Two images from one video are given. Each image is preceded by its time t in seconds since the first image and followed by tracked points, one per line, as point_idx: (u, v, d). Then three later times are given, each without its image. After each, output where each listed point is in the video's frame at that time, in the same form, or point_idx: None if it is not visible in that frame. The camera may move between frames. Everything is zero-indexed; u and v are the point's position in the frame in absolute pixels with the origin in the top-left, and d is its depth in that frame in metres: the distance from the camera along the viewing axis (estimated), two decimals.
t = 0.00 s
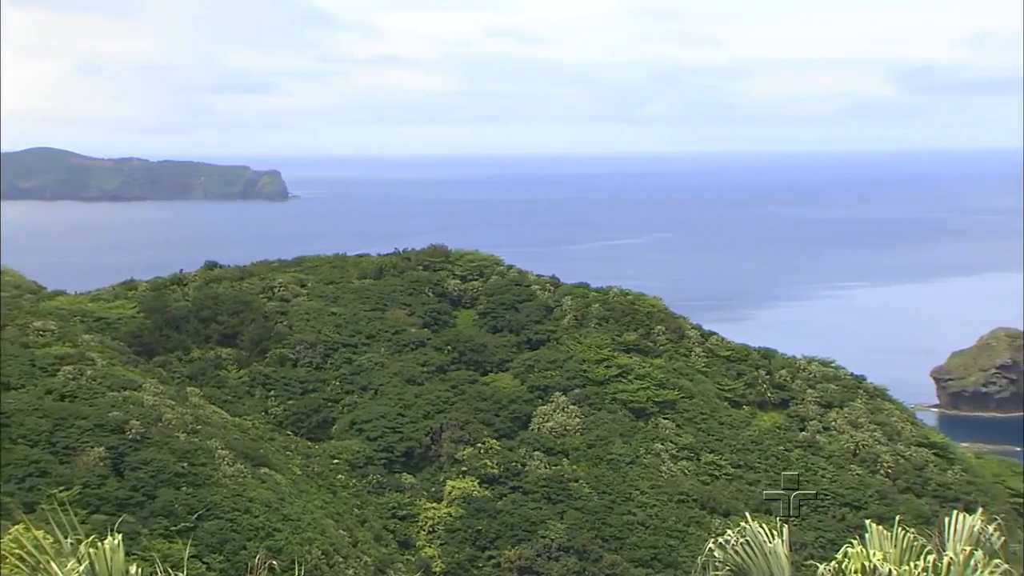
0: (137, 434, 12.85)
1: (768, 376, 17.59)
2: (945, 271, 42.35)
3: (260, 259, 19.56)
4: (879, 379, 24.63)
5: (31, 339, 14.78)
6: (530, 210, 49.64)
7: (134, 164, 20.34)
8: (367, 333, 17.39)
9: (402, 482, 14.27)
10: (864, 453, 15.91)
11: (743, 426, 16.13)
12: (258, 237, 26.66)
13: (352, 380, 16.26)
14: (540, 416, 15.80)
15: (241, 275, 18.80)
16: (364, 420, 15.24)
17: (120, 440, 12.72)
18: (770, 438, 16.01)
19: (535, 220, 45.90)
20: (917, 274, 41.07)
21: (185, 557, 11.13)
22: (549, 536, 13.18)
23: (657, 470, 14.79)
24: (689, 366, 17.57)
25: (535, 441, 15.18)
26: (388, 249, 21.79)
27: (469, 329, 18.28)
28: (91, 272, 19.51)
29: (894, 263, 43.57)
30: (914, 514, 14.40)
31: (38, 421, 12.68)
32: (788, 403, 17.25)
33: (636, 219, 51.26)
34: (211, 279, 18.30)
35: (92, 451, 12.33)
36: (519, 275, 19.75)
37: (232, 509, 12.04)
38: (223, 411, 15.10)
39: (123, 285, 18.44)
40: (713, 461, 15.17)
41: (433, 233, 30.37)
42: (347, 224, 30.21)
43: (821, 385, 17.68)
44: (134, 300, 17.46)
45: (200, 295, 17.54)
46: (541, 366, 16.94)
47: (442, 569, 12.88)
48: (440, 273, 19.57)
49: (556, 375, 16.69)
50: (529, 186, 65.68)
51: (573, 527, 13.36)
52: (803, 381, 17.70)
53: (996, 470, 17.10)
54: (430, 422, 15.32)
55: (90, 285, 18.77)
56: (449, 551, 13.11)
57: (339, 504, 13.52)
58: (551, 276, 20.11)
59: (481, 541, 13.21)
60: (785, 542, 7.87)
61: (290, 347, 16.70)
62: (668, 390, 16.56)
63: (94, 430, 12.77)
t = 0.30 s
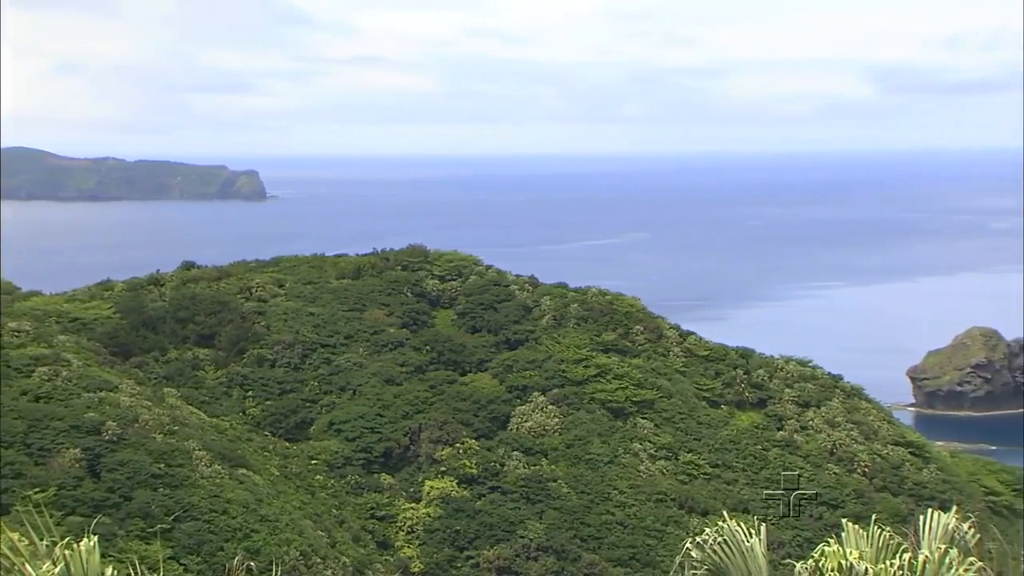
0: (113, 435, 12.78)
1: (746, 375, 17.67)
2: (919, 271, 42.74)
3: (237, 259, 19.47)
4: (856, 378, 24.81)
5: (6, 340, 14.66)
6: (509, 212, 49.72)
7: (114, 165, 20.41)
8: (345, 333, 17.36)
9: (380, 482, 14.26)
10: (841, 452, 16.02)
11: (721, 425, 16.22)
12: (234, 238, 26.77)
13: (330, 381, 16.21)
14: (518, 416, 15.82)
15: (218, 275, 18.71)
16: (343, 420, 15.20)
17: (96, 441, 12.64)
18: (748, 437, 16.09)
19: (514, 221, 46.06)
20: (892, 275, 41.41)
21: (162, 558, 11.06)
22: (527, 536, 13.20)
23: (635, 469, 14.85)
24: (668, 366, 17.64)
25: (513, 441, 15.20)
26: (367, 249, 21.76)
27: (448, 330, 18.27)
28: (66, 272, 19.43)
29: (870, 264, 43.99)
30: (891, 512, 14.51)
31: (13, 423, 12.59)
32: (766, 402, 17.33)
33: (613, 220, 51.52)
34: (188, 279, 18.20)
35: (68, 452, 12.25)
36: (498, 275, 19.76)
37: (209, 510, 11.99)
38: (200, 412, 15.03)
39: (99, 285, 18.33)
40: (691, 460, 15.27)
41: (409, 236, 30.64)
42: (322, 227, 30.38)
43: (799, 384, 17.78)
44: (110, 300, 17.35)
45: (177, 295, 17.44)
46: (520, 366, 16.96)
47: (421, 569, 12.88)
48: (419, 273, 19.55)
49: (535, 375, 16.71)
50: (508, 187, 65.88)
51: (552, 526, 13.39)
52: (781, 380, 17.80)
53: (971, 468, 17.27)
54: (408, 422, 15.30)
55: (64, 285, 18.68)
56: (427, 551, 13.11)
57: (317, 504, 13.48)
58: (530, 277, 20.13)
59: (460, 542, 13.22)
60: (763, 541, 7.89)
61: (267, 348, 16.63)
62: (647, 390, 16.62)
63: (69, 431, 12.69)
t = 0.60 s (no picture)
0: (90, 436, 12.72)
1: (724, 375, 17.78)
2: (895, 271, 43.10)
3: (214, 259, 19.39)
4: (833, 378, 25.00)
5: None
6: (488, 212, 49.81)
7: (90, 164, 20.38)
8: (324, 333, 17.33)
9: (359, 483, 14.25)
10: (819, 452, 16.14)
11: (699, 425, 16.30)
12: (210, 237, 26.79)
13: (309, 381, 16.18)
14: (497, 416, 15.84)
15: (196, 275, 18.63)
16: (321, 421, 15.17)
17: (72, 442, 12.57)
18: (726, 437, 16.18)
19: (493, 221, 46.27)
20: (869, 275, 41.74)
21: (140, 560, 11.01)
22: (507, 536, 13.22)
23: (615, 469, 14.91)
24: (647, 366, 17.72)
25: (492, 441, 15.22)
26: (346, 249, 21.74)
27: (427, 330, 18.27)
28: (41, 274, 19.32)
29: (847, 264, 44.34)
30: (868, 510, 14.62)
31: None
32: (744, 401, 17.43)
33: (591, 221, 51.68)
34: (165, 280, 18.11)
35: (44, 454, 12.17)
36: (477, 275, 19.77)
37: (187, 511, 11.94)
38: (177, 413, 14.96)
39: (75, 285, 18.22)
40: (670, 460, 15.35)
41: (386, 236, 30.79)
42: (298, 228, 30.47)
43: (777, 384, 17.91)
44: (87, 301, 17.24)
45: (154, 296, 17.34)
46: (499, 366, 16.98)
47: (400, 570, 12.89)
48: (398, 274, 19.54)
49: (514, 375, 16.73)
50: (486, 189, 66.01)
51: (531, 526, 13.42)
52: (759, 380, 17.91)
53: (947, 467, 17.43)
54: (387, 423, 15.29)
55: (40, 285, 18.60)
56: (406, 552, 13.12)
57: (295, 505, 13.46)
58: (509, 277, 20.16)
59: (439, 542, 13.23)
60: (741, 540, 7.92)
61: (245, 348, 16.57)
62: (625, 389, 16.69)
63: (45, 433, 12.62)
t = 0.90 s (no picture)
0: (66, 438, 12.65)
1: (703, 375, 17.85)
2: (872, 271, 43.43)
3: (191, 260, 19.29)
4: (810, 377, 25.16)
5: None
6: (467, 213, 49.87)
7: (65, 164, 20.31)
8: (302, 334, 17.28)
9: (338, 484, 14.23)
10: (797, 451, 16.25)
11: (678, 424, 16.37)
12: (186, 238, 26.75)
13: (288, 381, 16.12)
14: (476, 416, 15.84)
15: (174, 275, 18.53)
16: (300, 422, 15.12)
17: (48, 444, 12.49)
18: (705, 437, 16.26)
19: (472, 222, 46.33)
20: (846, 275, 42.03)
21: (117, 562, 10.95)
22: (486, 536, 13.24)
23: (594, 469, 14.95)
24: (626, 366, 17.77)
25: (471, 441, 15.23)
26: (325, 249, 21.68)
27: (406, 330, 18.25)
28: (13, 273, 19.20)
29: (824, 264, 44.66)
30: (846, 509, 14.73)
31: None
32: (722, 401, 17.52)
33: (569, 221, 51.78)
34: (142, 280, 18.00)
35: (20, 455, 12.09)
36: (456, 275, 19.77)
37: (165, 512, 11.88)
38: (155, 413, 14.88)
39: (51, 285, 18.09)
40: (649, 459, 15.41)
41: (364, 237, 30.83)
42: (275, 228, 30.45)
43: (755, 383, 18.00)
44: (63, 301, 17.12)
45: (131, 296, 17.24)
46: (478, 366, 16.98)
47: (379, 570, 12.88)
48: (377, 274, 19.50)
49: (494, 375, 16.74)
50: (465, 191, 66.09)
51: (510, 526, 13.44)
52: (738, 379, 18.00)
53: (923, 465, 17.58)
54: (366, 423, 15.27)
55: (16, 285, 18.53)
56: (385, 552, 13.12)
57: (274, 506, 13.42)
58: (488, 276, 20.16)
59: (418, 542, 13.23)
60: (719, 539, 7.94)
61: (223, 348, 16.50)
62: (605, 389, 16.73)
63: (21, 434, 12.53)
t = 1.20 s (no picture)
0: (41, 439, 12.56)
1: (681, 375, 17.93)
2: (848, 271, 43.77)
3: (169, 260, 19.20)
4: (787, 376, 25.35)
5: None
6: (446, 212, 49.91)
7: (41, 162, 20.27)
8: (280, 334, 17.23)
9: (316, 484, 14.20)
10: (774, 450, 16.35)
11: (656, 424, 16.43)
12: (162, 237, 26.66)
13: (266, 382, 16.06)
14: (455, 416, 15.84)
15: (150, 275, 18.43)
16: (278, 422, 15.07)
17: (22, 446, 12.44)
18: (683, 436, 16.33)
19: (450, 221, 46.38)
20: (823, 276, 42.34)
21: (92, 564, 10.89)
22: (464, 536, 13.25)
23: (572, 469, 14.99)
24: (604, 366, 17.83)
25: (450, 442, 15.24)
26: (303, 249, 21.63)
27: (385, 330, 18.23)
28: None
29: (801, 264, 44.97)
30: (823, 508, 14.83)
31: None
32: (701, 401, 17.60)
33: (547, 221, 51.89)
34: (118, 280, 17.89)
35: None
36: (435, 275, 19.77)
37: (141, 514, 11.81)
38: (131, 414, 14.80)
39: (26, 285, 17.96)
40: (628, 459, 15.47)
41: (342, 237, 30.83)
42: (253, 227, 30.43)
43: (733, 383, 18.10)
44: (38, 301, 16.99)
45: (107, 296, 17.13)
46: (457, 366, 16.99)
47: (358, 571, 12.87)
48: (355, 274, 19.46)
49: (472, 375, 16.75)
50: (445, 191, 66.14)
51: (489, 526, 13.46)
52: (716, 379, 18.08)
53: (899, 464, 17.75)
54: (345, 424, 15.25)
55: None
56: (364, 553, 13.11)
57: (251, 507, 13.38)
58: (467, 277, 20.17)
59: (397, 542, 13.23)
60: (697, 538, 7.99)
61: (201, 349, 16.42)
62: (583, 389, 16.78)
63: None
